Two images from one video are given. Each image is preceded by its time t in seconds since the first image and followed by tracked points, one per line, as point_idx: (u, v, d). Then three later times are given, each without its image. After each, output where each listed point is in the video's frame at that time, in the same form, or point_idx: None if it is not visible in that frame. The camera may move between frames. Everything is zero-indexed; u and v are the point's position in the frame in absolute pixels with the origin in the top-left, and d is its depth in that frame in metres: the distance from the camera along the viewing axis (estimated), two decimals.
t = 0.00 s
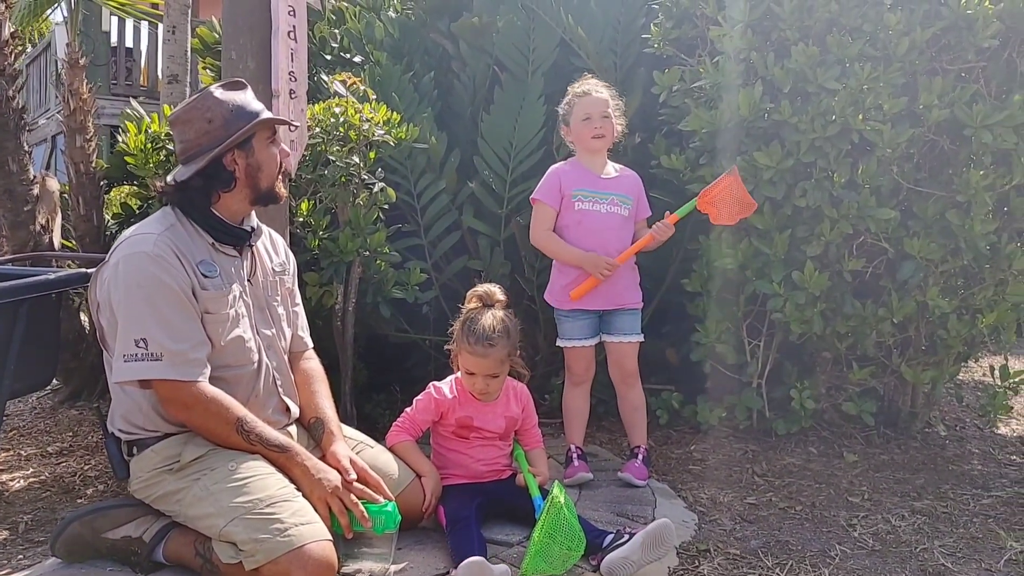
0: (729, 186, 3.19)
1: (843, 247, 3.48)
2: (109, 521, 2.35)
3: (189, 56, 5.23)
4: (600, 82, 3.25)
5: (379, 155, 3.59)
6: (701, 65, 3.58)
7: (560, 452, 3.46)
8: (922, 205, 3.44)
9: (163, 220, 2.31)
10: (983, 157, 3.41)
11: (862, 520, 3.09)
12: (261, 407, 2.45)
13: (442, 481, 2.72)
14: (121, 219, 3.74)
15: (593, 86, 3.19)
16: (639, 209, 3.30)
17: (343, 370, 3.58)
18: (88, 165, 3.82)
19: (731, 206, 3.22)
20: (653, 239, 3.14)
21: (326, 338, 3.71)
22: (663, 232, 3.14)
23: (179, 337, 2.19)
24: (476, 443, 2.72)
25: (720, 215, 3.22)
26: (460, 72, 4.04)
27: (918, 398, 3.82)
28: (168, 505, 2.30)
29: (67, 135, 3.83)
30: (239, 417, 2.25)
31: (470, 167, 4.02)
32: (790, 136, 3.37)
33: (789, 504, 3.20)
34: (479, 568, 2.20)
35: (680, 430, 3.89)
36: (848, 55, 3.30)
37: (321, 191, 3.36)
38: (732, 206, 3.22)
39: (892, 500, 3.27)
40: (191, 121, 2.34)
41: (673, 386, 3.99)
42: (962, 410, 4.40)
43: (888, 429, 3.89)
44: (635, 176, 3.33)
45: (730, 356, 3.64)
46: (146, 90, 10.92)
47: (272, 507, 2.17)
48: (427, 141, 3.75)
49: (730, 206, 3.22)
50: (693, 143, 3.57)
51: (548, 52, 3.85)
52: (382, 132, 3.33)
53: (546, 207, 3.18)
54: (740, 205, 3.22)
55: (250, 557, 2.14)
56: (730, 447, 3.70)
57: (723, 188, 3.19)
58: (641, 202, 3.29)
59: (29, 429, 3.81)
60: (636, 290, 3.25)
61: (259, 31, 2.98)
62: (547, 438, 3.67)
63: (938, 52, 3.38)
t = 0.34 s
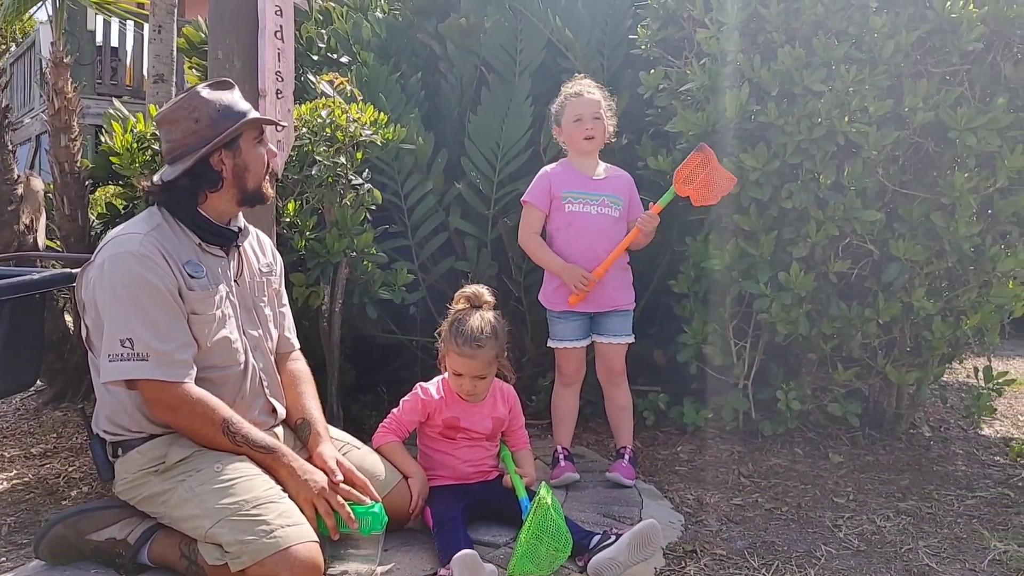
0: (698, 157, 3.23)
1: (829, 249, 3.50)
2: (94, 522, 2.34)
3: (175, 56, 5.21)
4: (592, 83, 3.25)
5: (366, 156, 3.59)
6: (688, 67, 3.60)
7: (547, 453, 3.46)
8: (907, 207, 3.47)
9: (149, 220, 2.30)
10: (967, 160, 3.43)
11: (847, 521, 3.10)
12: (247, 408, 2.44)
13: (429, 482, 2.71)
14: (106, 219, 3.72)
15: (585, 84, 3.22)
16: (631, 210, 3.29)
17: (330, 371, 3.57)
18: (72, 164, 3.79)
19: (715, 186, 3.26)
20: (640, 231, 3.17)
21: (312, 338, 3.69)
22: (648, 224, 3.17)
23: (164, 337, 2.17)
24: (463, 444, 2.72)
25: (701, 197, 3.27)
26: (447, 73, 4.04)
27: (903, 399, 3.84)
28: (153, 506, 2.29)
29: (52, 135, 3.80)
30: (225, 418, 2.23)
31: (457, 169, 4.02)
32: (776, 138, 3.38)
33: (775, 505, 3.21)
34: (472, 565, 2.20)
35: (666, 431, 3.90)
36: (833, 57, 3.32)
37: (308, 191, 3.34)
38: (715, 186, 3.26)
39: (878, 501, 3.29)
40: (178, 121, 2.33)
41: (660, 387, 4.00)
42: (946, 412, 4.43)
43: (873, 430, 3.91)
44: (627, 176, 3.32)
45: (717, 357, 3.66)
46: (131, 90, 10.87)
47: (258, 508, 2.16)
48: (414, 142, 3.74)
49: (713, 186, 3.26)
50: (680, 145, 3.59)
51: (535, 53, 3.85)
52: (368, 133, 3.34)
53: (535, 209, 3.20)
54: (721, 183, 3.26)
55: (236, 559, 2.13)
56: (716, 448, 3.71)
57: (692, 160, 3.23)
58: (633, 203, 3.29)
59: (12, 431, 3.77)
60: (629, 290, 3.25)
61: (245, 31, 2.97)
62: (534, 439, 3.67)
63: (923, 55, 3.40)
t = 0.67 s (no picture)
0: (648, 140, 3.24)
1: (804, 247, 3.53)
2: (66, 522, 2.33)
3: (150, 51, 5.15)
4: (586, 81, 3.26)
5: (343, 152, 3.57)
6: (665, 65, 3.61)
7: (525, 451, 3.47)
8: (882, 206, 3.50)
9: (123, 215, 2.28)
10: (941, 159, 3.47)
11: (822, 517, 3.13)
12: (222, 404, 2.42)
13: (406, 479, 2.70)
14: (79, 216, 3.68)
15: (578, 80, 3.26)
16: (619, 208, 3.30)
17: (306, 369, 3.54)
18: (45, 160, 3.75)
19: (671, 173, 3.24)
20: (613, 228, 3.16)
21: (289, 336, 3.67)
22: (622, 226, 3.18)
23: (139, 334, 2.15)
24: (440, 441, 2.71)
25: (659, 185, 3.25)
26: (425, 70, 4.03)
27: (877, 396, 3.88)
28: (127, 505, 2.26)
29: (24, 130, 3.75)
30: (201, 416, 2.21)
31: (434, 166, 4.01)
32: (752, 137, 3.40)
33: (751, 502, 3.23)
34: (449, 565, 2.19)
35: (643, 428, 3.91)
36: (809, 57, 3.35)
37: (284, 188, 3.32)
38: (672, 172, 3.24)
39: (852, 497, 3.32)
40: (159, 111, 2.31)
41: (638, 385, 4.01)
42: (919, 409, 4.48)
43: (848, 427, 3.95)
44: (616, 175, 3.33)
45: (693, 355, 3.67)
46: (105, 85, 10.76)
47: (233, 507, 2.15)
48: (391, 139, 3.73)
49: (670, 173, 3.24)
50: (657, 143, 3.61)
51: (513, 50, 3.85)
52: (346, 130, 3.30)
53: (525, 207, 3.19)
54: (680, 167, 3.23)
55: (211, 558, 2.12)
56: (692, 445, 3.73)
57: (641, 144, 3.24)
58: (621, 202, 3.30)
59: None
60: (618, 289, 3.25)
61: (221, 26, 2.95)
62: (511, 437, 3.67)
63: (898, 55, 3.44)
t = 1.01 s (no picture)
0: (679, 175, 3.19)
1: (783, 244, 3.55)
2: (43, 521, 2.34)
3: (127, 46, 5.10)
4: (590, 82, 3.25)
5: (323, 149, 3.55)
6: (645, 63, 3.63)
7: (506, 448, 3.47)
8: (860, 203, 3.53)
9: (95, 213, 2.25)
10: (918, 158, 3.50)
11: (800, 512, 3.16)
12: (198, 404, 2.41)
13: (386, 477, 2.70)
14: (55, 213, 3.63)
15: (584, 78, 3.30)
16: (614, 208, 3.28)
17: (286, 366, 3.52)
18: (20, 156, 3.70)
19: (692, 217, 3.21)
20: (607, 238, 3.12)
21: (268, 333, 3.64)
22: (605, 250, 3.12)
23: (113, 330, 2.14)
24: (420, 438, 2.70)
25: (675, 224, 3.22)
26: (405, 67, 4.02)
27: (855, 392, 3.91)
28: (104, 504, 2.25)
29: None
30: (178, 413, 2.20)
31: (415, 163, 4.00)
32: (732, 134, 3.42)
33: (730, 497, 3.25)
34: (431, 566, 2.19)
35: (623, 425, 3.92)
36: (788, 55, 3.38)
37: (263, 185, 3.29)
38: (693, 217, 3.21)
39: (830, 492, 3.35)
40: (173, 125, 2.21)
41: (618, 382, 4.02)
42: (896, 404, 4.53)
43: (826, 423, 3.98)
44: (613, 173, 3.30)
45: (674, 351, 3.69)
46: (81, 81, 10.65)
47: (212, 505, 2.13)
48: (371, 136, 3.72)
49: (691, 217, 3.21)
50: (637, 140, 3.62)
51: (493, 48, 3.85)
52: (325, 126, 3.31)
53: (518, 199, 3.20)
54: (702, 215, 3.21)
55: (190, 556, 2.10)
56: (673, 441, 3.74)
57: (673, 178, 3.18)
58: (616, 200, 3.28)
59: None
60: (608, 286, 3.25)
61: (199, 21, 2.93)
62: (492, 434, 3.67)
63: (875, 54, 3.47)
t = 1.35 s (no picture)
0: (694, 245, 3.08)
1: (770, 242, 3.56)
2: (30, 520, 2.33)
3: (113, 43, 5.07)
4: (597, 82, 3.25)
5: (310, 147, 3.54)
6: (633, 61, 3.63)
7: (495, 445, 3.47)
8: (847, 201, 3.55)
9: (86, 212, 2.24)
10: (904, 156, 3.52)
11: (788, 508, 3.18)
12: (188, 404, 2.40)
13: (376, 474, 2.70)
14: (40, 211, 3.61)
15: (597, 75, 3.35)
16: (614, 211, 3.23)
17: (274, 365, 3.50)
18: (5, 153, 3.67)
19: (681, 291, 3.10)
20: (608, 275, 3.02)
21: (256, 332, 3.63)
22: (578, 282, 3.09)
23: (102, 333, 2.13)
24: (410, 437, 2.71)
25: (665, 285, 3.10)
26: (393, 65, 4.01)
27: (842, 388, 3.93)
28: (93, 503, 2.24)
29: None
30: (167, 414, 2.20)
31: (403, 161, 3.99)
32: (720, 132, 3.43)
33: (718, 494, 3.27)
34: (420, 567, 2.19)
35: (612, 422, 3.93)
36: (775, 53, 3.39)
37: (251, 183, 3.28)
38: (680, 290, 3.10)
39: (817, 489, 3.37)
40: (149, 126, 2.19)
41: (607, 379, 4.03)
42: (883, 401, 4.56)
43: (813, 420, 4.00)
44: (615, 176, 3.25)
45: (662, 349, 3.70)
46: (66, 78, 10.59)
47: (201, 504, 2.13)
48: (360, 133, 3.71)
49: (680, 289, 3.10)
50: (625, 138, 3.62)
51: (482, 46, 3.85)
52: (314, 123, 3.31)
53: (516, 197, 3.21)
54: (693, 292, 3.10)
55: (179, 556, 2.10)
56: (661, 438, 3.75)
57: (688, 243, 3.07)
58: (617, 204, 3.22)
59: None
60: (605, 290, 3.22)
61: (186, 19, 2.91)
62: (481, 432, 3.67)
63: (862, 53, 3.49)
